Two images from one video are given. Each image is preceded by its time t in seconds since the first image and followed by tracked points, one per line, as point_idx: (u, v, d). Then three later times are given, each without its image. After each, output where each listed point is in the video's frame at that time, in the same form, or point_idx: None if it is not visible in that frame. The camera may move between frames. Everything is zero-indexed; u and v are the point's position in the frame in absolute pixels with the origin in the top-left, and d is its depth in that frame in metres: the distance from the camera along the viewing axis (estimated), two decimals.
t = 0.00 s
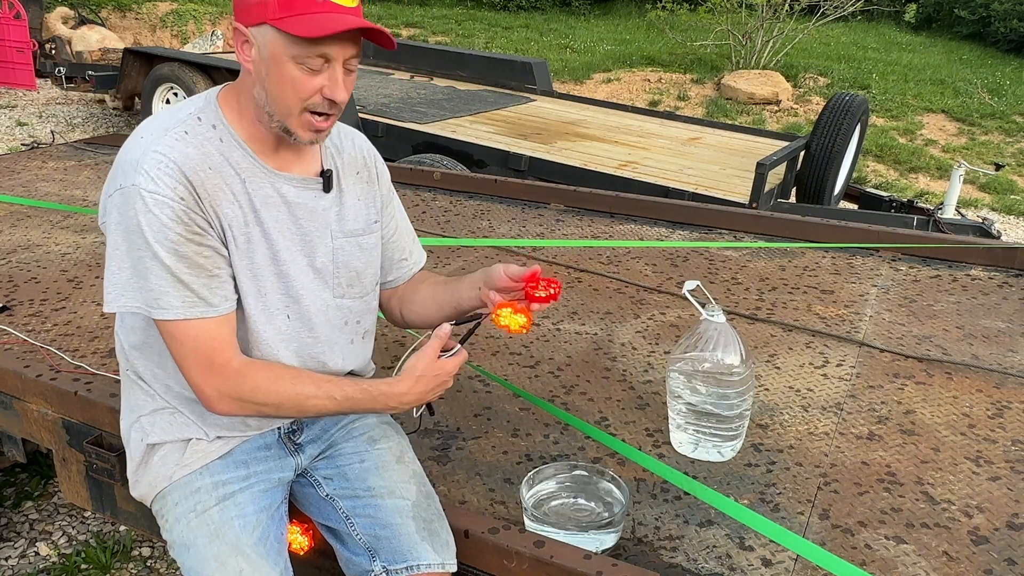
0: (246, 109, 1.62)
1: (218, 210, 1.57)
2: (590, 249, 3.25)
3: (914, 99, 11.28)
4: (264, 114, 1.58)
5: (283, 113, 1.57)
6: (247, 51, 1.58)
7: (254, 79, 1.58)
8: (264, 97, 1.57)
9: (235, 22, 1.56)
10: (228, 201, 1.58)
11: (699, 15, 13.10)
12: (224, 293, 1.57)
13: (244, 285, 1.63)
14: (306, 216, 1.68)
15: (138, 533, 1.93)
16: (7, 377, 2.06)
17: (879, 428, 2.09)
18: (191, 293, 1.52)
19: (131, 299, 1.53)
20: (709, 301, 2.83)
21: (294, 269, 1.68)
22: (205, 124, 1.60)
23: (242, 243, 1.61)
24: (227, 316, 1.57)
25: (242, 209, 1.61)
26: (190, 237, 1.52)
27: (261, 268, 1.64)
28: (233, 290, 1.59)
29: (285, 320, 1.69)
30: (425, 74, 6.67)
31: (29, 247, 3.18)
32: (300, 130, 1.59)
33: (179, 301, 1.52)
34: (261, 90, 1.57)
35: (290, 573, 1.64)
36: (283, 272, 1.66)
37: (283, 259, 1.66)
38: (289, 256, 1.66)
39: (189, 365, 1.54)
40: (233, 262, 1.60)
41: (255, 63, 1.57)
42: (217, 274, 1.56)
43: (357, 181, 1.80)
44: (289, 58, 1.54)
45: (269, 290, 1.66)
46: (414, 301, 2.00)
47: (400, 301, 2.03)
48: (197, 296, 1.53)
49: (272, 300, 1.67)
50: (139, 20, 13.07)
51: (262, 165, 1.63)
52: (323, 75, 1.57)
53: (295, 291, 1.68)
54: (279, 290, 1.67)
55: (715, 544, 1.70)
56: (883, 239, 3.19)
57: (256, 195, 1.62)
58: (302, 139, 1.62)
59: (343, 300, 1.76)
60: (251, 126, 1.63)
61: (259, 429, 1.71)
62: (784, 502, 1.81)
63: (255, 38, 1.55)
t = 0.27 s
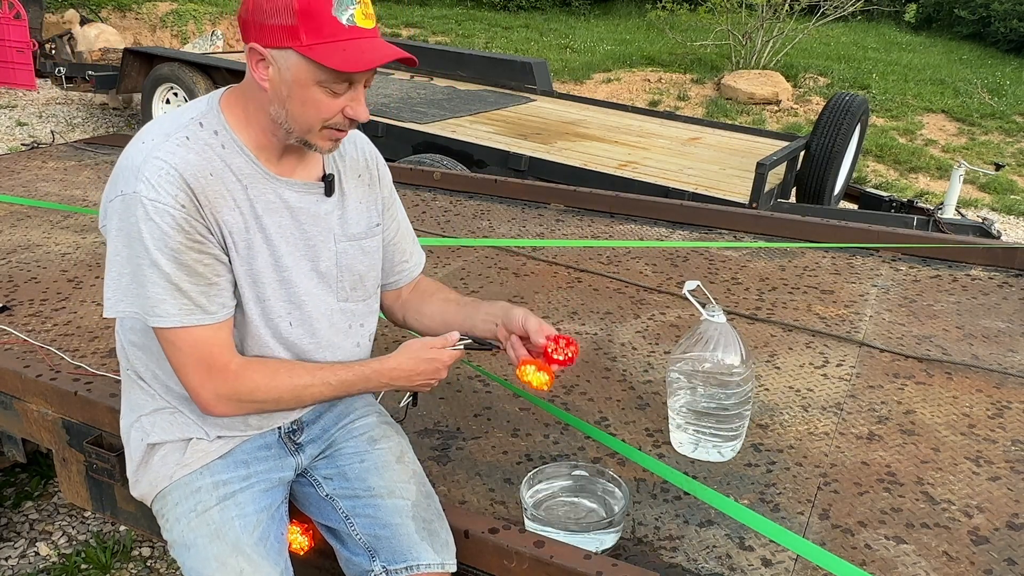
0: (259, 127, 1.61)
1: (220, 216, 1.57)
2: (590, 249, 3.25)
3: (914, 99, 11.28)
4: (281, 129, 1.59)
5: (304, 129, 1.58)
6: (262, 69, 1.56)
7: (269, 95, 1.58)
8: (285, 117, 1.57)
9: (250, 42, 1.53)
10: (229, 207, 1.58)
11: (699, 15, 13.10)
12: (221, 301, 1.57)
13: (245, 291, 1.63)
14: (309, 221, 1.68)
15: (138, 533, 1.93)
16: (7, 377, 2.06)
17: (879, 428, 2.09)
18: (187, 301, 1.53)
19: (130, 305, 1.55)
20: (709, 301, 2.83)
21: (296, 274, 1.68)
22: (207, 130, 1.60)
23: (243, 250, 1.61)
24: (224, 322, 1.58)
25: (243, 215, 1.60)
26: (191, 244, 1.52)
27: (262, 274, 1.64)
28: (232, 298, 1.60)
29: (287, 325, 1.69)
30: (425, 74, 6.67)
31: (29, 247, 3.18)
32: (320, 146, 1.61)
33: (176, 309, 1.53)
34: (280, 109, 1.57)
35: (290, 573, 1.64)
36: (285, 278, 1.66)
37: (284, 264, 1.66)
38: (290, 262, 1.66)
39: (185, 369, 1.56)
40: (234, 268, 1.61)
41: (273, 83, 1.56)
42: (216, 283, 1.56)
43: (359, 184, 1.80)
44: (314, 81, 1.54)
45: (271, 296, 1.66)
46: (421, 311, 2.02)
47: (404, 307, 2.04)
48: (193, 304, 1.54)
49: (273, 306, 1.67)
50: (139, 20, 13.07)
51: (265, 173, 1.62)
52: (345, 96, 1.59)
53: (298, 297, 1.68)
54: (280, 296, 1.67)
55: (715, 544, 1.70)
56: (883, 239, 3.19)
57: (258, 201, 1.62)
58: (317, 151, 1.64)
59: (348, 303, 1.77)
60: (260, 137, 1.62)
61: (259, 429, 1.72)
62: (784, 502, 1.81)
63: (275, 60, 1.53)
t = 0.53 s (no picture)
0: (262, 128, 1.61)
1: (225, 220, 1.57)
2: (590, 249, 3.25)
3: (914, 99, 11.28)
4: (283, 134, 1.59)
5: (305, 135, 1.58)
6: (266, 71, 1.56)
7: (272, 99, 1.58)
8: (287, 121, 1.57)
9: (255, 44, 1.53)
10: (235, 212, 1.58)
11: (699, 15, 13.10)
12: (228, 304, 1.57)
13: (250, 294, 1.63)
14: (313, 227, 1.68)
15: (138, 533, 1.93)
16: (7, 377, 2.06)
17: (879, 428, 2.09)
18: (195, 304, 1.53)
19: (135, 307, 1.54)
20: (709, 301, 2.83)
21: (300, 279, 1.68)
22: (213, 134, 1.60)
23: (248, 254, 1.61)
24: (230, 326, 1.58)
25: (248, 219, 1.60)
26: (197, 248, 1.52)
27: (267, 278, 1.64)
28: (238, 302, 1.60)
29: (290, 329, 1.70)
30: (425, 74, 6.67)
31: (29, 247, 3.17)
32: (321, 150, 1.61)
33: (183, 312, 1.53)
34: (282, 113, 1.57)
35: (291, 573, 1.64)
36: (289, 283, 1.67)
37: (288, 269, 1.66)
38: (295, 267, 1.67)
39: (190, 372, 1.56)
40: (239, 271, 1.61)
41: (276, 86, 1.56)
42: (223, 286, 1.56)
43: (362, 189, 1.80)
44: (315, 87, 1.54)
45: (275, 300, 1.66)
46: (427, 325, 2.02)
47: (408, 316, 2.04)
48: (201, 308, 1.54)
49: (278, 310, 1.67)
50: (139, 19, 13.08)
51: (269, 177, 1.62)
52: (347, 103, 1.58)
53: (301, 302, 1.69)
54: (284, 300, 1.68)
55: (715, 544, 1.70)
56: (883, 239, 3.19)
57: (262, 206, 1.62)
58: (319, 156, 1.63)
59: (348, 308, 1.78)
60: (263, 141, 1.62)
61: (261, 430, 1.72)
62: (784, 502, 1.81)
63: (278, 63, 1.53)
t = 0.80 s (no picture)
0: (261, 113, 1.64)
1: (230, 215, 1.57)
2: (590, 249, 3.25)
3: (914, 99, 11.28)
4: (267, 119, 1.58)
5: (280, 117, 1.56)
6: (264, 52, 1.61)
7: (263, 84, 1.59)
8: (267, 99, 1.58)
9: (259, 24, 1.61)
10: (240, 207, 1.58)
11: (699, 14, 13.10)
12: (230, 296, 1.57)
13: (251, 291, 1.63)
14: (315, 231, 1.67)
15: (138, 533, 1.93)
16: (7, 377, 2.06)
17: (879, 428, 2.09)
18: (198, 294, 1.53)
19: (135, 295, 1.53)
20: (708, 301, 2.83)
21: (302, 278, 1.68)
22: (223, 127, 1.60)
23: (251, 250, 1.61)
24: (230, 318, 1.59)
25: (253, 216, 1.60)
26: (201, 239, 1.52)
27: (269, 275, 1.64)
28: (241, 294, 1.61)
29: (293, 327, 1.70)
30: (425, 74, 6.68)
31: (29, 247, 3.17)
32: (293, 136, 1.57)
33: (184, 300, 1.53)
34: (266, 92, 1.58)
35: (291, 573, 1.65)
36: (292, 281, 1.67)
37: (292, 268, 1.66)
38: (298, 266, 1.67)
39: (192, 363, 1.56)
40: (242, 266, 1.61)
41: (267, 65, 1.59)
42: (226, 278, 1.56)
43: (369, 199, 1.77)
44: (287, 62, 1.54)
45: (276, 298, 1.67)
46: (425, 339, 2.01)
47: (405, 328, 2.03)
48: (203, 298, 1.54)
49: (279, 307, 1.68)
50: (139, 19, 13.09)
51: (270, 170, 1.61)
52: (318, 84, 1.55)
53: (302, 300, 1.69)
54: (285, 298, 1.68)
55: (715, 544, 1.70)
56: (883, 239, 3.19)
57: (267, 203, 1.61)
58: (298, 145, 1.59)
59: (341, 314, 1.78)
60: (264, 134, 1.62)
61: (260, 430, 1.72)
62: (784, 502, 1.81)
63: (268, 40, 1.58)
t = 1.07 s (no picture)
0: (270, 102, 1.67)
1: (237, 199, 1.58)
2: (590, 249, 3.25)
3: (914, 99, 11.28)
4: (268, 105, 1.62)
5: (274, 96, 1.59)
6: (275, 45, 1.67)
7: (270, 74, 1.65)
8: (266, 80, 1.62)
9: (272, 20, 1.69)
10: (247, 193, 1.60)
11: (700, 14, 13.09)
12: (235, 279, 1.57)
13: (255, 280, 1.64)
14: (318, 228, 1.67)
15: (138, 534, 1.93)
16: (7, 377, 2.06)
17: (879, 428, 2.09)
18: (202, 272, 1.54)
19: (138, 273, 1.52)
20: (708, 301, 2.83)
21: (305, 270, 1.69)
22: (237, 115, 1.64)
23: (257, 237, 1.62)
24: (235, 302, 1.58)
25: (261, 203, 1.62)
26: (209, 217, 1.54)
27: (274, 265, 1.64)
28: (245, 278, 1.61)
29: (296, 320, 1.71)
30: (425, 74, 6.68)
31: (29, 247, 3.17)
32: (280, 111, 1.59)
33: (189, 278, 1.53)
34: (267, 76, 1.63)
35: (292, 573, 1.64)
36: (297, 272, 1.66)
37: (297, 261, 1.66)
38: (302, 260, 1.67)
39: (195, 344, 1.56)
40: (248, 253, 1.61)
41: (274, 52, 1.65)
42: (231, 260, 1.57)
43: (376, 208, 1.78)
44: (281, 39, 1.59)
45: (280, 289, 1.67)
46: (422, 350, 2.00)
47: (402, 339, 2.02)
48: (207, 278, 1.54)
49: (282, 296, 1.68)
50: (139, 20, 13.09)
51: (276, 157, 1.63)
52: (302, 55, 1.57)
53: (305, 294, 1.69)
54: (287, 291, 1.67)
55: (715, 544, 1.70)
56: (883, 239, 3.19)
57: (274, 194, 1.63)
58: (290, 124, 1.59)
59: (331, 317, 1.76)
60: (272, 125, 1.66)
61: (261, 428, 1.71)
62: (784, 502, 1.81)
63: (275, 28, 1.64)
